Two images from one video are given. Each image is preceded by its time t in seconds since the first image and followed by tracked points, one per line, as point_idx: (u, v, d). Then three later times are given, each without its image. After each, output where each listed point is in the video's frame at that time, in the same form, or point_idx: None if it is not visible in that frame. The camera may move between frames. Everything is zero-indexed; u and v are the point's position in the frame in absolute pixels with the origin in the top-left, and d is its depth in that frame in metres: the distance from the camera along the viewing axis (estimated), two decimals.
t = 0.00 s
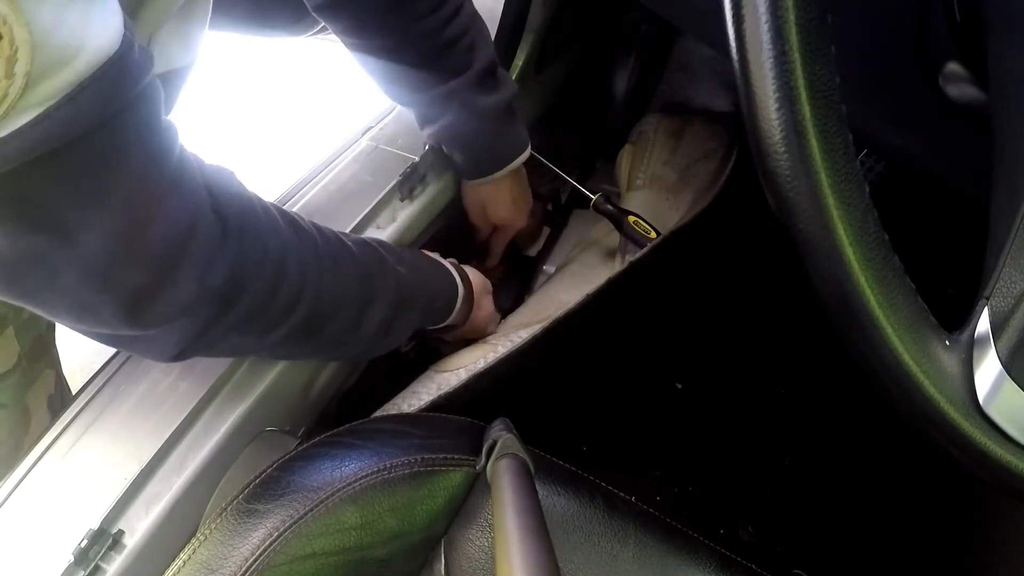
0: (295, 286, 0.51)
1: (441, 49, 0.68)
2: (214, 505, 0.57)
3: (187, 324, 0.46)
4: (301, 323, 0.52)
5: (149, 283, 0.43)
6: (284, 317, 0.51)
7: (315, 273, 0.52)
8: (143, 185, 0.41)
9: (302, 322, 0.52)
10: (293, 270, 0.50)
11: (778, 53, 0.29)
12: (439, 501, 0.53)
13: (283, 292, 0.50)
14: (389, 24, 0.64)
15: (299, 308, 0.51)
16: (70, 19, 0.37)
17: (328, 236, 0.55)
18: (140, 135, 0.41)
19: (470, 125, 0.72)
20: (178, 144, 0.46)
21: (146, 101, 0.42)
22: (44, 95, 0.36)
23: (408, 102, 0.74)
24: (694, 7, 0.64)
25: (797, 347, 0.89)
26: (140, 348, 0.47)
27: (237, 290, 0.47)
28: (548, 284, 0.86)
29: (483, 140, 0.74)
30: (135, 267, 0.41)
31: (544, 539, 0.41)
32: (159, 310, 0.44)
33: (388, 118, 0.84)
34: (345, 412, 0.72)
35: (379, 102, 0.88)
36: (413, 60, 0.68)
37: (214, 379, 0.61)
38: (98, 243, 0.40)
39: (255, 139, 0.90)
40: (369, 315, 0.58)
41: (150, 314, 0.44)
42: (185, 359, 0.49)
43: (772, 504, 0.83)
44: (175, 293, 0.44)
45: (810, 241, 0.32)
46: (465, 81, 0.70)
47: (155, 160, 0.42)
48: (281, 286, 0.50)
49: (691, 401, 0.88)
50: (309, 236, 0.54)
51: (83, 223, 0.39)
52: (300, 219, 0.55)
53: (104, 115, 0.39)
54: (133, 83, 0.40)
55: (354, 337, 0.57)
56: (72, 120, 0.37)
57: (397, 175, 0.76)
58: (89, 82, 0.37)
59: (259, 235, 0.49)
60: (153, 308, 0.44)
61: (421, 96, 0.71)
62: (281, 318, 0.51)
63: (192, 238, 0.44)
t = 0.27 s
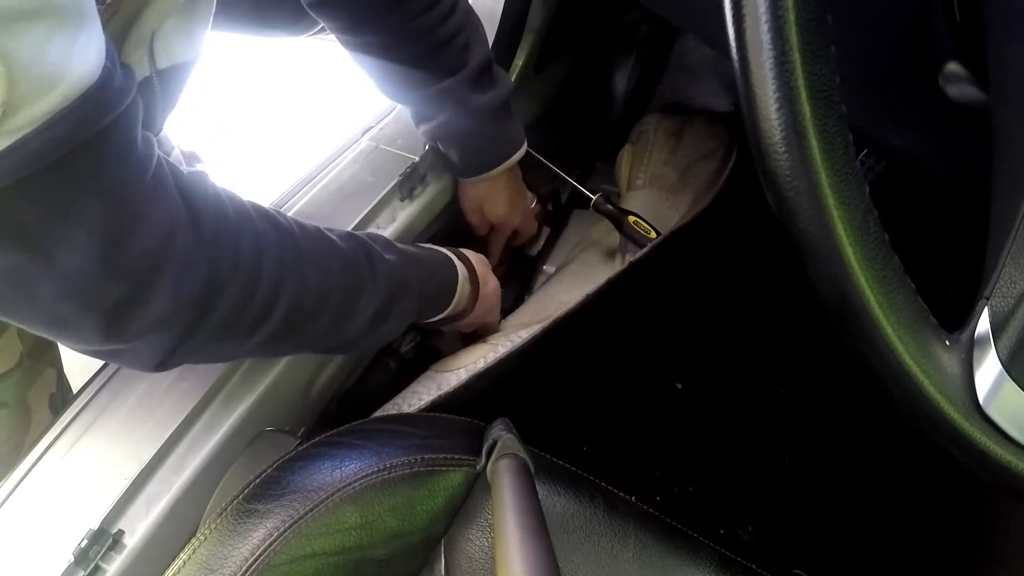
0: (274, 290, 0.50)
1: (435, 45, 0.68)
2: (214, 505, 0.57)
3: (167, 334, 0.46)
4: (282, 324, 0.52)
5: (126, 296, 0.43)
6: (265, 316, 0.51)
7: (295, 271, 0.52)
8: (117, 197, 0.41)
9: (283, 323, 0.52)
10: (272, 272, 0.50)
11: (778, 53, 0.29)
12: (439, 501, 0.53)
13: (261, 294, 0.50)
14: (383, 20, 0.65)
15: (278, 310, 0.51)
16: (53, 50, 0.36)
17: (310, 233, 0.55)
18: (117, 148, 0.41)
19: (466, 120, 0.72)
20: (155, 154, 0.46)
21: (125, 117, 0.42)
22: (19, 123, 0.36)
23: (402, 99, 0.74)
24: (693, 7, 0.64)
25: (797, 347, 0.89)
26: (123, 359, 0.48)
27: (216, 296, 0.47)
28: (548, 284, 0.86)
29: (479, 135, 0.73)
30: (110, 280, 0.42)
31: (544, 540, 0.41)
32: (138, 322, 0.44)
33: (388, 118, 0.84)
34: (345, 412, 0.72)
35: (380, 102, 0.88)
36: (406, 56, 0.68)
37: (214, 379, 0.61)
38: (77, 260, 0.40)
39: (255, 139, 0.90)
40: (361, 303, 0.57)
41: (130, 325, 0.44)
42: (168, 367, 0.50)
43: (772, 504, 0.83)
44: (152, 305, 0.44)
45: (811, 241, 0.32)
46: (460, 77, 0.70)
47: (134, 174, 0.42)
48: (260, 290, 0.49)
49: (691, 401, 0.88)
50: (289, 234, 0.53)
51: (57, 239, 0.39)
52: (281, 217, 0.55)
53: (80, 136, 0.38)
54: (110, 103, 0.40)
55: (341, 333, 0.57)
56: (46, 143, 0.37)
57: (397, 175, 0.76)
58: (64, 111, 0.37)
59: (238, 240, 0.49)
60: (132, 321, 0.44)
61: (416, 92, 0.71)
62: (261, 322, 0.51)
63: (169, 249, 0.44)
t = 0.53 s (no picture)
0: (273, 292, 0.50)
1: (433, 45, 0.68)
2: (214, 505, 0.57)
3: (170, 341, 0.46)
4: (282, 326, 0.52)
5: (129, 305, 0.43)
6: (265, 319, 0.50)
7: (292, 272, 0.51)
8: (119, 210, 0.41)
9: (283, 325, 0.52)
10: (270, 274, 0.50)
11: (778, 53, 0.29)
12: (440, 501, 0.53)
13: (260, 298, 0.49)
14: (384, 21, 0.65)
15: (278, 312, 0.51)
16: (59, 57, 0.36)
17: (305, 235, 0.55)
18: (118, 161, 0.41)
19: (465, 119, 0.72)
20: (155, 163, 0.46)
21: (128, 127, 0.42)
22: (24, 133, 0.35)
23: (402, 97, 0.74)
24: (693, 8, 0.65)
25: (797, 347, 0.89)
26: (128, 371, 0.48)
27: (217, 301, 0.47)
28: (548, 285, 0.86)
29: (477, 135, 0.73)
30: (112, 290, 0.42)
31: (544, 540, 0.41)
32: (141, 330, 0.44)
33: (388, 118, 0.84)
34: (345, 412, 0.72)
35: (379, 101, 0.88)
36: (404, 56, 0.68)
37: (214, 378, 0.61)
38: (79, 271, 0.40)
39: (257, 140, 0.90)
40: (358, 300, 0.57)
41: (132, 335, 0.44)
42: (172, 377, 0.50)
43: (772, 504, 0.83)
44: (154, 313, 0.44)
45: (811, 241, 0.32)
46: (459, 78, 0.70)
47: (135, 183, 0.42)
48: (259, 292, 0.49)
49: (691, 401, 0.88)
50: (285, 237, 0.53)
51: (59, 253, 0.39)
52: (277, 221, 0.55)
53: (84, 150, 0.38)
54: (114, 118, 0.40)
55: (340, 329, 0.56)
56: (50, 158, 0.37)
57: (397, 175, 0.76)
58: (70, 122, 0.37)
59: (236, 244, 0.49)
60: (135, 330, 0.44)
61: (415, 91, 0.71)
62: (261, 326, 0.51)
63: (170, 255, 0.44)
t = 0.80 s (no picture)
0: (265, 297, 0.50)
1: (434, 49, 0.67)
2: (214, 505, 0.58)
3: (165, 346, 0.46)
4: (275, 330, 0.52)
5: (123, 310, 0.43)
6: (258, 324, 0.51)
7: (283, 277, 0.52)
8: (114, 215, 0.41)
9: (276, 329, 0.52)
10: (263, 278, 0.50)
11: (778, 53, 0.29)
12: (439, 500, 0.53)
13: (253, 303, 0.50)
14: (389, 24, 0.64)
15: (270, 316, 0.51)
16: (50, 60, 0.36)
17: (297, 237, 0.55)
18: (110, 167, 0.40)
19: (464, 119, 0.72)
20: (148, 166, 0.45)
21: (122, 130, 0.41)
22: (16, 136, 0.35)
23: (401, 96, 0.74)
24: (693, 8, 0.65)
25: (797, 347, 0.89)
26: (121, 373, 0.48)
27: (211, 305, 0.47)
28: (548, 286, 0.85)
29: (475, 134, 0.73)
30: (105, 296, 0.42)
31: (544, 540, 0.41)
32: (136, 334, 0.45)
33: (388, 118, 0.84)
34: (345, 412, 0.72)
35: (379, 101, 0.88)
36: (403, 58, 0.67)
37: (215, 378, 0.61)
38: (74, 279, 0.40)
39: (256, 141, 0.90)
40: (348, 308, 0.57)
41: (127, 338, 0.44)
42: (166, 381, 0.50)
43: (772, 504, 0.83)
44: (149, 318, 0.44)
45: (811, 241, 0.32)
46: (458, 80, 0.70)
47: (129, 188, 0.42)
48: (252, 296, 0.50)
49: (690, 401, 0.88)
50: (277, 241, 0.53)
51: (54, 261, 0.39)
52: (269, 224, 0.55)
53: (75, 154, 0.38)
54: (106, 124, 0.39)
55: (332, 335, 0.57)
56: (42, 166, 0.36)
57: (397, 175, 0.76)
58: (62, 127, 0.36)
59: (230, 248, 0.49)
60: (130, 334, 0.44)
61: (418, 93, 0.71)
62: (254, 330, 0.51)
63: (163, 260, 0.44)
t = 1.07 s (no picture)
0: (299, 293, 0.50)
1: (454, 53, 0.67)
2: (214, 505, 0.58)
3: (198, 331, 0.46)
4: (306, 326, 0.52)
5: (157, 294, 0.43)
6: (290, 320, 0.51)
7: (317, 274, 0.52)
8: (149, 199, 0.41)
9: (307, 324, 0.52)
10: (298, 273, 0.50)
11: (778, 53, 0.29)
12: (439, 501, 0.53)
13: (290, 299, 0.50)
14: (407, 33, 0.63)
15: (303, 311, 0.51)
16: (74, 42, 0.36)
17: (329, 241, 0.55)
18: (142, 150, 0.40)
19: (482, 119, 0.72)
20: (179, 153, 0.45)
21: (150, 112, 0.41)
22: (46, 118, 0.35)
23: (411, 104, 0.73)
24: (694, 8, 0.65)
25: (797, 347, 0.89)
26: (148, 357, 0.48)
27: (248, 297, 0.47)
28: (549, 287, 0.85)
29: (491, 135, 0.73)
30: (143, 279, 0.41)
31: (544, 540, 0.41)
32: (167, 318, 0.44)
33: (388, 118, 0.84)
34: (345, 412, 0.72)
35: (379, 101, 0.88)
36: (426, 65, 0.66)
37: (215, 378, 0.61)
38: (108, 258, 0.40)
39: (258, 140, 0.90)
40: (370, 313, 0.57)
41: (156, 323, 0.44)
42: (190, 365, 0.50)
43: (772, 504, 0.83)
44: (182, 303, 0.44)
45: (811, 241, 0.32)
46: (478, 82, 0.70)
47: (159, 172, 0.42)
48: (287, 291, 0.50)
49: (690, 401, 0.88)
50: (310, 240, 0.53)
51: (87, 239, 0.39)
52: (303, 224, 0.55)
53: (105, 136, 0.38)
54: (135, 107, 0.39)
55: (354, 338, 0.57)
56: (72, 146, 0.36)
57: (398, 175, 0.76)
58: (89, 111, 0.36)
59: (263, 240, 0.49)
60: (162, 317, 0.44)
61: (434, 100, 0.70)
62: (285, 325, 0.51)
63: (200, 246, 0.44)
